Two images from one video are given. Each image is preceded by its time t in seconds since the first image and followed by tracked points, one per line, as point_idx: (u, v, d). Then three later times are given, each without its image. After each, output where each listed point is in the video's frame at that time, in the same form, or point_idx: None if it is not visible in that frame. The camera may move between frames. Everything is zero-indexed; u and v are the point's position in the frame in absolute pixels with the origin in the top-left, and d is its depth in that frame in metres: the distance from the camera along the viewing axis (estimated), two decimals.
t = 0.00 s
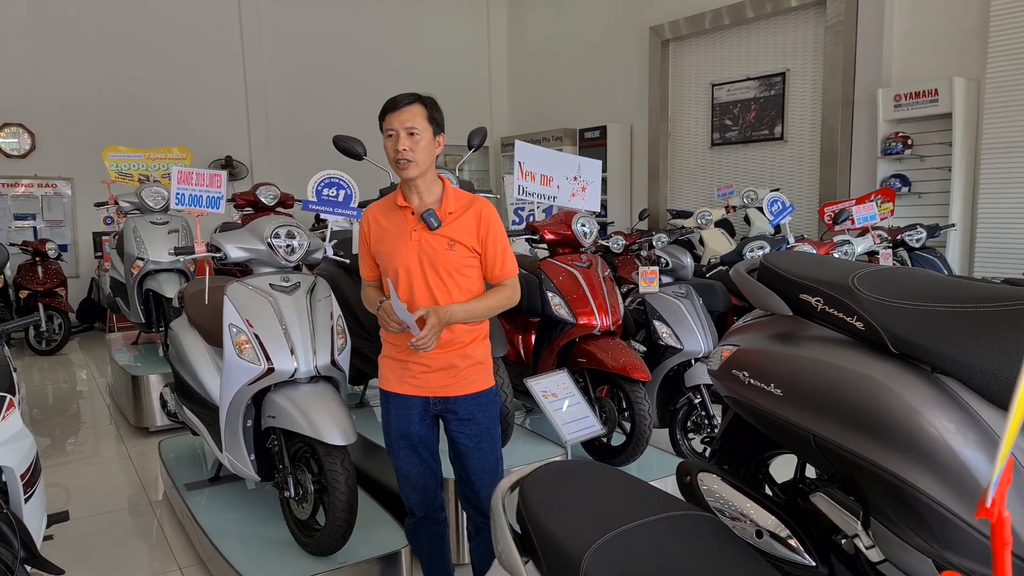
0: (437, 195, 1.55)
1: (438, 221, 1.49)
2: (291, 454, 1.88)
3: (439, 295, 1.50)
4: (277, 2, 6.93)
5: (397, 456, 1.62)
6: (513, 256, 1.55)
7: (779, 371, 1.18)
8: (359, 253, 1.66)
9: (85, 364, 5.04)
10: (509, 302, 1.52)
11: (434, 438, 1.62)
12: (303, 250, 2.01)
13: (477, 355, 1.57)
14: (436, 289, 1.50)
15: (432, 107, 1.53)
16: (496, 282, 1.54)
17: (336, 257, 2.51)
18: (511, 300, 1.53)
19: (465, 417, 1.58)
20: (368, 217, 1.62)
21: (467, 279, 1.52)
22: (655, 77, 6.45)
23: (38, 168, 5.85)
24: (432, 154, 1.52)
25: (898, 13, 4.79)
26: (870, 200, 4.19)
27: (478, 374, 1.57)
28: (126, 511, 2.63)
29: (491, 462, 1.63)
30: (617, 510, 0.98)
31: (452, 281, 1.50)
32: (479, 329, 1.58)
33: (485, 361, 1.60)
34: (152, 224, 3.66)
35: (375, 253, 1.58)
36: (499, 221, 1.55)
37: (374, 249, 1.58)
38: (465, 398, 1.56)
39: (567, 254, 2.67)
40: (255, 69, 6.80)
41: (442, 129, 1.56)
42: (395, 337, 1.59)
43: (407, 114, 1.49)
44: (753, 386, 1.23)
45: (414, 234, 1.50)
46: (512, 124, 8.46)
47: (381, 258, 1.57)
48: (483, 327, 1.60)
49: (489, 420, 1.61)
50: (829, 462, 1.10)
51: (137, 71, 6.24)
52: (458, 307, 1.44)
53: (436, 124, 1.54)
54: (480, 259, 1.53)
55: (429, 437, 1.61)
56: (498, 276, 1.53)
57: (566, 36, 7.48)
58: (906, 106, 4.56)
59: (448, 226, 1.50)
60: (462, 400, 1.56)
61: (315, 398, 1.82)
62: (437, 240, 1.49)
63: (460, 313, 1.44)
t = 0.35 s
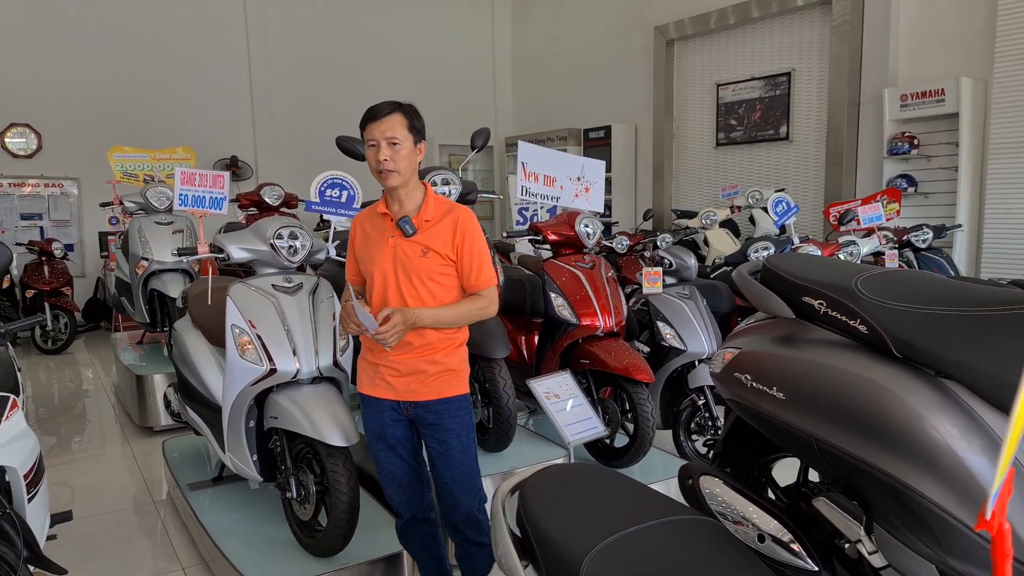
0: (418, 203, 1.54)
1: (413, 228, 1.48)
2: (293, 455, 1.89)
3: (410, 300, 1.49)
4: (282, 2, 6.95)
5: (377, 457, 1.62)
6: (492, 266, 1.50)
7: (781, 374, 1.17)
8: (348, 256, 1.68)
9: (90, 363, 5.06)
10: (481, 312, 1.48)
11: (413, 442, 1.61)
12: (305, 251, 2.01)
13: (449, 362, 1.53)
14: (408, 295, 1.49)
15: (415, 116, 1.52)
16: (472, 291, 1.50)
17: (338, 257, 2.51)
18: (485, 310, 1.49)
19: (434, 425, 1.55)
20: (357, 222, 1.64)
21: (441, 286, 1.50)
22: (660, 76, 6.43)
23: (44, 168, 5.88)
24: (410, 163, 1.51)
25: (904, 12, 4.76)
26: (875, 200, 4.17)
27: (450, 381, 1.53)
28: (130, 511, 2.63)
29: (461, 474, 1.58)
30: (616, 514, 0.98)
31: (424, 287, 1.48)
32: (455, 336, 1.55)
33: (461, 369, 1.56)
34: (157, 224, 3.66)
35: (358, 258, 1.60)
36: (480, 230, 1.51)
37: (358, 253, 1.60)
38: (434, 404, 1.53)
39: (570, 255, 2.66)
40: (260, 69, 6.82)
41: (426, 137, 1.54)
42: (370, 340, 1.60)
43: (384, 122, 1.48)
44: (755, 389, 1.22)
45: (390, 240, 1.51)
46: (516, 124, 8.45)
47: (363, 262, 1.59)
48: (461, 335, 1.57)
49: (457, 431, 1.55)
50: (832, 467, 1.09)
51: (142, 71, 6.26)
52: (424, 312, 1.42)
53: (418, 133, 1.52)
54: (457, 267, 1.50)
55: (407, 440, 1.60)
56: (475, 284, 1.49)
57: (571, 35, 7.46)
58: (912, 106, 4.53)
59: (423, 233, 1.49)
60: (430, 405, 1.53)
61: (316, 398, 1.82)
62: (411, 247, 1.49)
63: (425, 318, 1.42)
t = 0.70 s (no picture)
0: (406, 204, 1.53)
1: (400, 230, 1.48)
2: (307, 455, 1.90)
3: (401, 303, 1.48)
4: (300, 3, 6.99)
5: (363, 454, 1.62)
6: (484, 265, 1.47)
7: (800, 378, 1.16)
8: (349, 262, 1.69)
9: (110, 360, 5.13)
10: (474, 313, 1.44)
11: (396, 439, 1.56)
12: (320, 251, 2.03)
13: (439, 365, 1.49)
14: (398, 297, 1.48)
15: (396, 113, 1.51)
16: (465, 292, 1.47)
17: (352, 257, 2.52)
18: (478, 311, 1.46)
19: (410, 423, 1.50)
20: (354, 227, 1.65)
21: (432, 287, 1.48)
22: (676, 75, 6.38)
23: (66, 168, 5.97)
24: (393, 164, 1.50)
25: (926, 9, 4.69)
26: (896, 200, 4.11)
27: (436, 385, 1.49)
28: (149, 508, 2.66)
29: (415, 485, 1.49)
30: (629, 519, 0.97)
31: (414, 289, 1.47)
32: (447, 339, 1.50)
33: (453, 374, 1.51)
34: (175, 224, 3.70)
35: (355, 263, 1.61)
36: (471, 229, 1.48)
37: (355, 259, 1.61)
38: (414, 403, 1.49)
39: (584, 255, 2.65)
40: (278, 70, 6.87)
41: (411, 135, 1.53)
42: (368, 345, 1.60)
43: (362, 125, 1.47)
44: (774, 394, 1.20)
45: (380, 244, 1.51)
46: (532, 124, 8.45)
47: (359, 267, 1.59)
48: (456, 338, 1.53)
49: (429, 437, 1.49)
50: (852, 473, 1.07)
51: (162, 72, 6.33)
52: (412, 314, 1.41)
53: (400, 132, 1.51)
54: (448, 267, 1.48)
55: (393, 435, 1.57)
56: (466, 285, 1.47)
57: (587, 35, 7.44)
58: (935, 105, 4.46)
59: (411, 234, 1.48)
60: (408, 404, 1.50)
61: (330, 398, 1.82)
62: (400, 249, 1.48)
63: (413, 320, 1.40)
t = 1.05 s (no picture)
0: (395, 204, 1.51)
1: (383, 234, 1.46)
2: (340, 452, 1.91)
3: (384, 310, 1.47)
4: (338, 6, 7.08)
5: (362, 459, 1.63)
6: (466, 272, 1.40)
7: (841, 383, 1.12)
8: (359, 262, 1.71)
9: (154, 356, 5.27)
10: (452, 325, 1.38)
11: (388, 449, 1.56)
12: (355, 250, 2.04)
13: (418, 379, 1.45)
14: (381, 305, 1.47)
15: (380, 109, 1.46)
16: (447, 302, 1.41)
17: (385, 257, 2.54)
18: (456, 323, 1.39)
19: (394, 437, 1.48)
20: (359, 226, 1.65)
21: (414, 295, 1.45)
22: (715, 73, 6.29)
23: (113, 168, 6.15)
24: (376, 165, 1.47)
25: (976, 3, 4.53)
26: (943, 201, 3.99)
27: (415, 400, 1.45)
28: (188, 501, 2.72)
29: (398, 499, 1.48)
30: (663, 524, 0.95)
31: (394, 297, 1.45)
32: (430, 351, 1.46)
33: (435, 388, 1.46)
34: (215, 223, 3.78)
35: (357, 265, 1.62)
36: (454, 232, 1.42)
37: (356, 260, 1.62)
38: (396, 416, 1.47)
39: (619, 255, 2.62)
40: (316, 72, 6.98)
41: (395, 133, 1.47)
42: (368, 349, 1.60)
43: (340, 126, 1.45)
44: (812, 398, 1.17)
45: (369, 248, 1.51)
46: (567, 123, 8.42)
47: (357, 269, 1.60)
48: (442, 349, 1.47)
49: (411, 454, 1.46)
50: (894, 481, 1.04)
51: (204, 75, 6.48)
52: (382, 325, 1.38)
53: (381, 130, 1.46)
54: (429, 275, 1.43)
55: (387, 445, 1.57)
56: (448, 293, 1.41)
57: (623, 33, 7.38)
58: (984, 102, 4.31)
59: (392, 240, 1.45)
60: (390, 416, 1.49)
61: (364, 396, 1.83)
62: (384, 253, 1.47)
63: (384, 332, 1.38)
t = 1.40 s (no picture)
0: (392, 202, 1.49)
1: (371, 234, 1.46)
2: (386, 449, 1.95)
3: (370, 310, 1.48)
4: (387, 8, 7.18)
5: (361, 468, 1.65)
6: (437, 283, 1.35)
7: (898, 389, 1.08)
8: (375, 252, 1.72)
9: (208, 351, 5.44)
10: (417, 341, 1.34)
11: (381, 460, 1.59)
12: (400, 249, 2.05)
13: (394, 386, 1.46)
14: (367, 307, 1.49)
15: (376, 104, 1.43)
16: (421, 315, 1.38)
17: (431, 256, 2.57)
18: (421, 336, 1.35)
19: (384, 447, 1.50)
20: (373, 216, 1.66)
21: (395, 299, 1.44)
22: (767, 70, 6.14)
23: (170, 169, 6.37)
24: (370, 164, 1.46)
25: None
26: (1008, 201, 3.81)
27: (394, 407, 1.46)
28: (239, 493, 2.80)
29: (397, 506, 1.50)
30: (710, 532, 0.93)
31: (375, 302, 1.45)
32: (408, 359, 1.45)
33: (412, 395, 1.45)
34: (267, 221, 3.88)
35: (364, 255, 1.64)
36: (433, 238, 1.37)
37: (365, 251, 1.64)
38: (381, 425, 1.49)
39: (666, 256, 2.58)
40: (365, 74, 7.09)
41: (393, 129, 1.44)
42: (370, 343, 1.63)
43: (340, 118, 1.45)
44: (866, 405, 1.13)
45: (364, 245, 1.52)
46: (614, 123, 8.35)
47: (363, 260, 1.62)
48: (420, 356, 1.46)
49: (401, 463, 1.48)
50: (953, 491, 0.99)
51: (258, 78, 6.65)
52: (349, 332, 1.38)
53: (374, 126, 1.43)
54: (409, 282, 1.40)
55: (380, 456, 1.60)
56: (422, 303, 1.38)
57: (672, 31, 7.28)
58: None
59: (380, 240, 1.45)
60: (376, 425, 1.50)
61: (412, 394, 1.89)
62: (372, 254, 1.47)
63: (348, 340, 1.38)
